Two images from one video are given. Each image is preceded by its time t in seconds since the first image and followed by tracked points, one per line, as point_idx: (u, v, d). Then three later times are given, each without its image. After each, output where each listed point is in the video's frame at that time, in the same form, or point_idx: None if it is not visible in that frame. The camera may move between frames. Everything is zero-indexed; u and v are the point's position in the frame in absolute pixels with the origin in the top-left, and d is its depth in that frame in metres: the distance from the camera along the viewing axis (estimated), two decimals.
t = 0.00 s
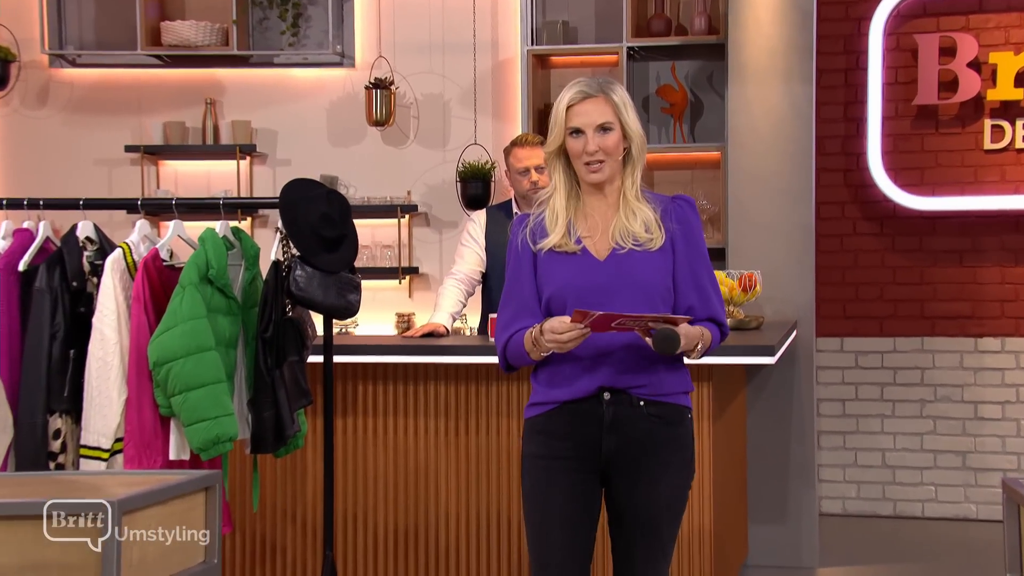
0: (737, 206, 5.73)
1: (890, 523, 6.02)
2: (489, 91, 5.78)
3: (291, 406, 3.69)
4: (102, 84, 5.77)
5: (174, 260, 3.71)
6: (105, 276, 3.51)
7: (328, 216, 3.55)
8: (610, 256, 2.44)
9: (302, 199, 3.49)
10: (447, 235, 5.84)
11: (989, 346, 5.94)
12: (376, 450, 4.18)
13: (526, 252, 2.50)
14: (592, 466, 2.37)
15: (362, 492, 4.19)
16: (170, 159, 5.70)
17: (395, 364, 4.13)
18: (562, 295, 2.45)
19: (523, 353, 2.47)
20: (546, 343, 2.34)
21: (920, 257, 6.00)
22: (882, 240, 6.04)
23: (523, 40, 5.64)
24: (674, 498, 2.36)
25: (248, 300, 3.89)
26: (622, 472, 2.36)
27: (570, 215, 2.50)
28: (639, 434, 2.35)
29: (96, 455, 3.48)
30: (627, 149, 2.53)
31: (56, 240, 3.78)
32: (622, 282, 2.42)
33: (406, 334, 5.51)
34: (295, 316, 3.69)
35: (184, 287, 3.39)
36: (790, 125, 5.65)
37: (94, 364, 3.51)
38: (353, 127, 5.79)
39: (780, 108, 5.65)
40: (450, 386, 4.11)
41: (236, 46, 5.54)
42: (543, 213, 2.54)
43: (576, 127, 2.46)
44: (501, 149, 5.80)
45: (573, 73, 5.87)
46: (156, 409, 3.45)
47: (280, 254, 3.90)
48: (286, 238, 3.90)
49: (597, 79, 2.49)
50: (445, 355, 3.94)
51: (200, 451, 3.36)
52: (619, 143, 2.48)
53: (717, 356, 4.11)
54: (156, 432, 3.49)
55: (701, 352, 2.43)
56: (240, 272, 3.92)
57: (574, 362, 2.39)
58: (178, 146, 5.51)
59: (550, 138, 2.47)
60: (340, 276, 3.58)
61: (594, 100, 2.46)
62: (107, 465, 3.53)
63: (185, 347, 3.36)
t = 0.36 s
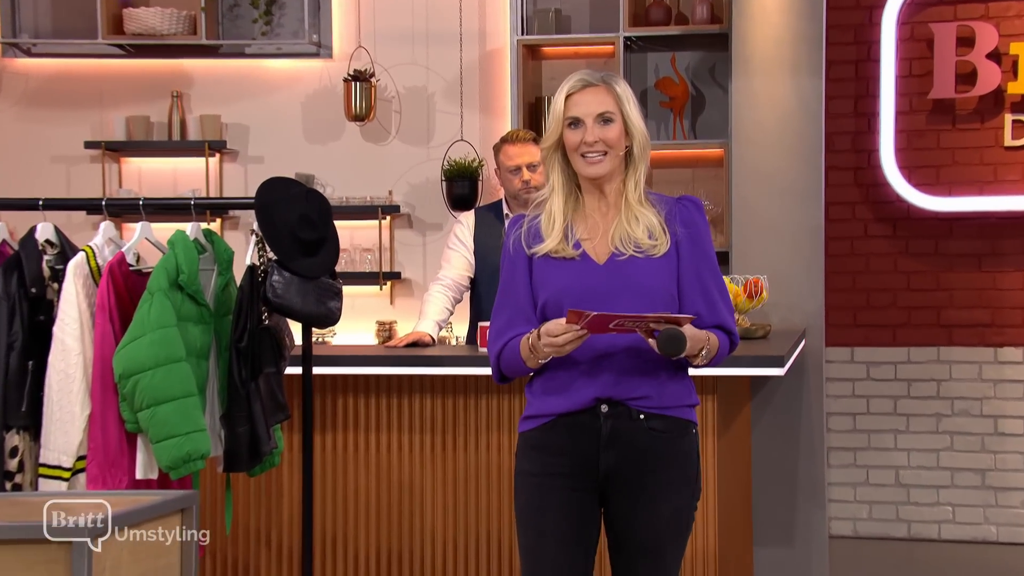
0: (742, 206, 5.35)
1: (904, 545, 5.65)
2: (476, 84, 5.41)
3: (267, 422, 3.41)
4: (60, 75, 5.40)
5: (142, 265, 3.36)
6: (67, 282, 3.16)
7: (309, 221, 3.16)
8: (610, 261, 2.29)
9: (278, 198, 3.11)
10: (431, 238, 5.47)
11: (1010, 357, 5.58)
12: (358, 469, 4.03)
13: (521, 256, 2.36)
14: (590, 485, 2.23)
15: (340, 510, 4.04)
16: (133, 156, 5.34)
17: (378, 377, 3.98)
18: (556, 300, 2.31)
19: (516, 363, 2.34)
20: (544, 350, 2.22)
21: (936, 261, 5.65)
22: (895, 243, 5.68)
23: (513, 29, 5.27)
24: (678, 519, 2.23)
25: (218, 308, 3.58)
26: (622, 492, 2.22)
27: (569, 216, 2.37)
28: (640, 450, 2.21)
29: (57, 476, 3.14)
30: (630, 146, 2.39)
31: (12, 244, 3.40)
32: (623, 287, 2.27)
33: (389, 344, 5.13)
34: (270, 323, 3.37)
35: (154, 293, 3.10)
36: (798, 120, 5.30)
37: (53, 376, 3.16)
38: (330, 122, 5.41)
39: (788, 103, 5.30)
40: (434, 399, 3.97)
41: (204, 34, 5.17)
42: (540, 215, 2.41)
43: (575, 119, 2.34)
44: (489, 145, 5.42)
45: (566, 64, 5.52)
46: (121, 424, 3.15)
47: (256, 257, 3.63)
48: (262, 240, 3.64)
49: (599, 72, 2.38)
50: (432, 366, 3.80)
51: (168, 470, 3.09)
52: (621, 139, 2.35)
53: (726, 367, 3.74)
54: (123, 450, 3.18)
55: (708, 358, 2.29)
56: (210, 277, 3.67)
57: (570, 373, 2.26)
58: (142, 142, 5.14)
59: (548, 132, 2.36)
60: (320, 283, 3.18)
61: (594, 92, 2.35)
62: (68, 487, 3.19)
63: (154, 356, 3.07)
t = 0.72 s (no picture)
0: (741, 206, 5.01)
1: (914, 568, 5.31)
2: (457, 76, 5.05)
3: (236, 438, 3.29)
4: (11, 66, 5.06)
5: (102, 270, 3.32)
6: (21, 288, 3.05)
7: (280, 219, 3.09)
8: (602, 265, 2.10)
9: (251, 199, 3.04)
10: (409, 240, 5.10)
11: None
12: (335, 487, 3.79)
13: (509, 259, 2.16)
14: (582, 500, 2.05)
15: (314, 528, 3.81)
16: (88, 152, 4.98)
17: (356, 390, 3.74)
18: (545, 307, 2.11)
19: (504, 375, 2.14)
20: (532, 359, 2.05)
21: (948, 265, 5.32)
22: (903, 245, 5.35)
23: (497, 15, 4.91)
24: (679, 541, 2.04)
25: (183, 314, 3.42)
26: (616, 509, 2.04)
27: (559, 217, 2.17)
28: (635, 465, 2.03)
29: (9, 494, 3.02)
30: (625, 145, 2.18)
31: None
32: (617, 290, 2.08)
33: (364, 354, 4.77)
34: (239, 332, 3.26)
35: (115, 300, 2.99)
36: (802, 114, 4.96)
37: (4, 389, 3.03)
38: (301, 116, 5.05)
39: (791, 95, 4.96)
40: (417, 412, 3.73)
41: (165, 22, 4.79)
42: (528, 214, 2.22)
43: (569, 120, 2.13)
44: (471, 141, 5.07)
45: (554, 54, 5.19)
46: (79, 441, 3.02)
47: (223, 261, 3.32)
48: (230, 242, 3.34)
49: (594, 66, 2.16)
50: (415, 377, 3.56)
51: (129, 490, 2.96)
52: (617, 140, 2.14)
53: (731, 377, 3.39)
54: (79, 467, 3.05)
55: (707, 364, 2.09)
56: (175, 282, 3.49)
57: (563, 384, 2.08)
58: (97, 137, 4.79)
59: (539, 133, 2.15)
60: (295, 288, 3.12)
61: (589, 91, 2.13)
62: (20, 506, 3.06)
63: (114, 367, 2.96)
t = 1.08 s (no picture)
0: (745, 211, 4.71)
1: None
2: (443, 71, 4.77)
3: (211, 458, 3.11)
4: None
5: (65, 279, 3.17)
6: None
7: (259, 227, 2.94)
8: (602, 275, 1.84)
9: (230, 202, 2.89)
10: (392, 246, 4.81)
11: None
12: (316, 511, 3.47)
13: (504, 270, 1.92)
14: (584, 526, 1.78)
15: (294, 558, 3.48)
16: (48, 153, 4.71)
17: (335, 407, 3.44)
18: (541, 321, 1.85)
19: (500, 395, 1.88)
20: (523, 374, 1.80)
21: (965, 274, 5.02)
22: (916, 253, 5.05)
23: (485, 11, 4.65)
24: (687, 568, 1.76)
25: (154, 327, 3.27)
26: (619, 537, 1.77)
27: (557, 227, 1.91)
28: (639, 488, 1.76)
29: None
30: (629, 149, 1.92)
31: None
32: (616, 301, 1.82)
33: (343, 369, 4.47)
34: (214, 346, 3.06)
35: (82, 313, 2.92)
36: (811, 113, 4.66)
37: None
38: (276, 115, 4.76)
39: (798, 93, 4.67)
40: (402, 431, 3.42)
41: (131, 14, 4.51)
42: (524, 222, 1.96)
43: (569, 126, 1.86)
44: (459, 141, 4.79)
45: (546, 50, 4.90)
46: (42, 460, 2.94)
47: (199, 270, 3.12)
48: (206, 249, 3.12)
49: (597, 65, 1.89)
50: (401, 395, 3.27)
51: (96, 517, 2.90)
52: (621, 146, 1.88)
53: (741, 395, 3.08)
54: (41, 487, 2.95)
55: (712, 382, 1.80)
56: (148, 293, 3.29)
57: (560, 403, 1.82)
58: (57, 137, 4.51)
59: (536, 139, 1.88)
60: (274, 298, 2.95)
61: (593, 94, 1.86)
62: None
63: (81, 385, 2.88)
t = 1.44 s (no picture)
0: (749, 218, 4.47)
1: None
2: (429, 72, 4.56)
3: (190, 479, 2.86)
4: None
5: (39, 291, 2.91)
6: None
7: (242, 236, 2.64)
8: (605, 287, 1.76)
9: (211, 209, 2.61)
10: (375, 257, 4.59)
11: None
12: (302, 536, 3.43)
13: (504, 281, 1.85)
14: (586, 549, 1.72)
15: None
16: (14, 158, 4.53)
17: (332, 424, 3.38)
18: (541, 336, 1.78)
19: (499, 413, 1.81)
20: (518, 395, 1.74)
21: (976, 285, 4.80)
22: (925, 263, 4.84)
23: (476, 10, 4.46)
24: None
25: (130, 342, 2.96)
26: (625, 564, 1.71)
27: (559, 235, 1.85)
28: (646, 512, 1.70)
29: None
30: (634, 151, 1.85)
31: None
32: (619, 316, 1.75)
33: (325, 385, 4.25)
34: (194, 361, 2.81)
35: (55, 326, 2.68)
36: (817, 116, 4.44)
37: None
38: (253, 119, 4.56)
39: (803, 96, 4.46)
40: (390, 451, 3.37)
41: (101, 13, 4.34)
42: (525, 231, 1.89)
43: (570, 128, 1.79)
44: (446, 147, 4.58)
45: (537, 49, 4.68)
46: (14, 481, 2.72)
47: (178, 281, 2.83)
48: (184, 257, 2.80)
49: (599, 64, 1.81)
50: (391, 413, 3.19)
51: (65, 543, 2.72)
52: (626, 148, 1.81)
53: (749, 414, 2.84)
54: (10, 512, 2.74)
55: (719, 401, 1.73)
56: (123, 305, 3.00)
57: (564, 424, 1.75)
58: (22, 141, 4.31)
59: (535, 143, 1.81)
60: (257, 311, 2.67)
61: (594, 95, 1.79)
62: None
63: (53, 403, 2.65)
